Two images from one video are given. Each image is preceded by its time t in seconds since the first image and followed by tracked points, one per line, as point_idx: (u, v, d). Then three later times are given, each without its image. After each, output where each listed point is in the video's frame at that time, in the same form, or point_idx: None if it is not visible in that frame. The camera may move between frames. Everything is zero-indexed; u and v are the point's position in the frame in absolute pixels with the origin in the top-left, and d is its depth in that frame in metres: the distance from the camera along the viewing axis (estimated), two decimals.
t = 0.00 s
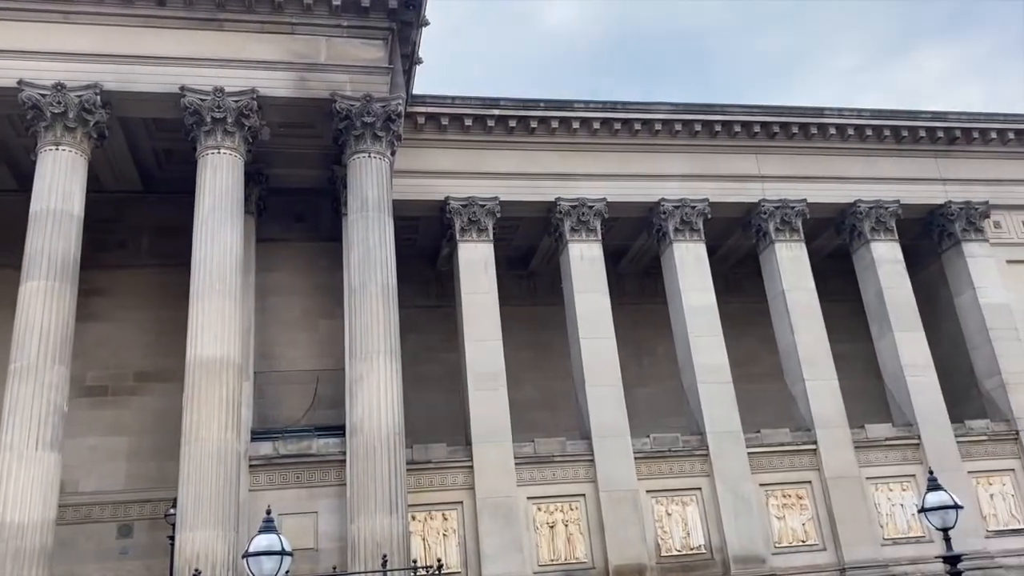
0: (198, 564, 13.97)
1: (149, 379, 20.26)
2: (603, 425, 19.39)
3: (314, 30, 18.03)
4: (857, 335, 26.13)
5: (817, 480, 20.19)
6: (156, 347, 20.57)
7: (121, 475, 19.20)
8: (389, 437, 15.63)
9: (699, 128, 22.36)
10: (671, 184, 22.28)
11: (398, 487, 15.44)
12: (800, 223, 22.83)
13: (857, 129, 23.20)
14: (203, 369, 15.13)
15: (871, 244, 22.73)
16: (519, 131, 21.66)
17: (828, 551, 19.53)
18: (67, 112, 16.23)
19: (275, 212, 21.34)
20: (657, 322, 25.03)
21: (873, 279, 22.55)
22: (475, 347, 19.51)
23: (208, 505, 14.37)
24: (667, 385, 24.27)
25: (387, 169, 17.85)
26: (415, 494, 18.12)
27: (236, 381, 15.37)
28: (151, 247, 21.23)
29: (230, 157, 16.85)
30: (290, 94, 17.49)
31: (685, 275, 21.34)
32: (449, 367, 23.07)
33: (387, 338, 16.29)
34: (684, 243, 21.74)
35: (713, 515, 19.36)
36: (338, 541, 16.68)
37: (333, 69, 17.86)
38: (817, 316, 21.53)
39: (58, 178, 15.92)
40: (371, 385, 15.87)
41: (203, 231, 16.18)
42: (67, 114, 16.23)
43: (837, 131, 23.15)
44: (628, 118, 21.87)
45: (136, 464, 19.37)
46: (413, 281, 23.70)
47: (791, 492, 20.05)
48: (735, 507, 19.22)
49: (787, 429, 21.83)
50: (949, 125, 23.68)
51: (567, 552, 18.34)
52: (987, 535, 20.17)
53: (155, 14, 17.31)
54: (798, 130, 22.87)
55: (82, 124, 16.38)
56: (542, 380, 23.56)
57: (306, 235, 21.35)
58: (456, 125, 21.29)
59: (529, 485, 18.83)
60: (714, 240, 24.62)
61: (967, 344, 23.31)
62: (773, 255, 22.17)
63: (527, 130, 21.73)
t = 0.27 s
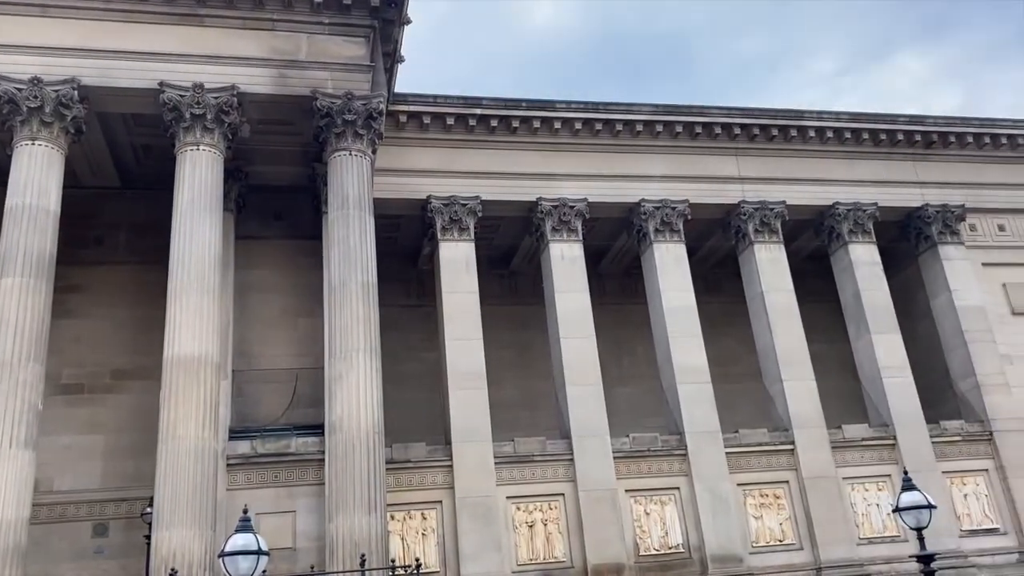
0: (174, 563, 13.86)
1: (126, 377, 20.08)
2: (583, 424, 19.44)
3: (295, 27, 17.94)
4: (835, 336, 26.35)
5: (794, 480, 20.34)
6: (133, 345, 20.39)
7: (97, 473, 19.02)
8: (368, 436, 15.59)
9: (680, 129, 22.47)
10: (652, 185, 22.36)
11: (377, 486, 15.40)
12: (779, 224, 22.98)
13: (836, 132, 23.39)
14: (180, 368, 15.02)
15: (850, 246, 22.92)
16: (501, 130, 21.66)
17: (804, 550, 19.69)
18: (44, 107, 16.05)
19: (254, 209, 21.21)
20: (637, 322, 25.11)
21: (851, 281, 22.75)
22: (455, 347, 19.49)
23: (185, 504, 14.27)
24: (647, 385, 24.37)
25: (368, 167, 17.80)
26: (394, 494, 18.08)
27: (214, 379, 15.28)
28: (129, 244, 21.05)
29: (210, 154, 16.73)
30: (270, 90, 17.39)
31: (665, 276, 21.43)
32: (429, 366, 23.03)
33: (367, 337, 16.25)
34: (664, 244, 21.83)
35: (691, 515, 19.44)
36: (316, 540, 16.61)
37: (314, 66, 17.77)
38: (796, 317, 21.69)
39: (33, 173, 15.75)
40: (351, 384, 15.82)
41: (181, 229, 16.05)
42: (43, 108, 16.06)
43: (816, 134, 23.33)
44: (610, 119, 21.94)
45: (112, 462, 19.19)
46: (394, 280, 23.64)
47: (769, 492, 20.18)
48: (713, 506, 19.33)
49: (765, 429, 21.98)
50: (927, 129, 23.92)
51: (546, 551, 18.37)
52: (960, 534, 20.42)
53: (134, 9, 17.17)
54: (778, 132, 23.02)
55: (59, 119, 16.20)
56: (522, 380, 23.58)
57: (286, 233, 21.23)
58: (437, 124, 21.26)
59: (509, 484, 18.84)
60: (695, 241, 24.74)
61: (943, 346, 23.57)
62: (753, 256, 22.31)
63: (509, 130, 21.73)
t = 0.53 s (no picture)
0: (150, 562, 13.76)
1: (102, 375, 19.90)
2: (563, 423, 19.48)
3: (276, 23, 17.86)
4: (814, 337, 26.56)
5: (772, 480, 20.49)
6: (110, 342, 20.21)
7: (72, 472, 18.83)
8: (348, 435, 15.55)
9: (661, 130, 22.58)
10: (633, 186, 22.44)
11: (356, 486, 15.36)
12: (759, 226, 23.12)
13: (815, 134, 23.58)
14: (158, 365, 14.91)
15: (828, 248, 23.12)
16: (483, 129, 21.67)
17: (781, 549, 19.84)
18: (20, 101, 15.87)
19: (234, 207, 21.07)
20: (618, 322, 25.19)
21: (829, 283, 22.94)
22: (436, 346, 19.47)
23: (162, 502, 14.16)
24: (626, 385, 24.45)
25: (349, 165, 17.74)
26: (373, 493, 18.03)
27: (192, 377, 15.17)
28: (107, 240, 20.86)
29: (189, 151, 16.61)
30: (251, 87, 17.28)
31: (646, 276, 21.51)
32: (410, 365, 22.98)
33: (346, 336, 16.20)
34: (645, 245, 21.90)
35: (670, 514, 19.54)
36: (294, 539, 16.54)
37: (295, 63, 17.69)
38: (775, 318, 21.84)
39: (9, 168, 15.57)
40: (330, 383, 15.77)
41: (159, 225, 15.94)
42: (20, 103, 15.88)
43: (796, 136, 23.51)
44: (592, 119, 22.01)
45: (88, 461, 19.00)
46: (374, 279, 23.58)
47: (747, 491, 20.31)
48: (691, 506, 19.44)
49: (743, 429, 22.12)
50: (905, 132, 24.17)
51: (525, 550, 18.39)
52: (935, 534, 20.65)
53: (113, 4, 17.02)
54: (758, 134, 23.17)
55: (36, 114, 16.03)
56: (503, 379, 23.60)
57: (266, 231, 21.11)
58: (419, 122, 21.23)
59: (489, 483, 18.84)
60: (675, 241, 24.86)
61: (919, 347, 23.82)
62: (732, 257, 22.44)
63: (491, 129, 21.74)
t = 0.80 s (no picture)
0: (127, 562, 13.64)
1: (79, 372, 19.71)
2: (544, 422, 19.50)
3: (258, 19, 17.77)
4: (793, 337, 26.74)
5: (751, 479, 20.61)
6: (87, 339, 20.02)
7: (48, 470, 18.63)
8: (327, 434, 15.49)
9: (643, 130, 22.66)
10: (615, 186, 22.50)
11: (335, 484, 15.31)
12: (740, 226, 23.25)
13: (796, 136, 23.74)
14: (135, 363, 14.78)
15: (808, 249, 23.28)
16: (465, 128, 21.65)
17: (760, 548, 19.96)
18: None
19: (214, 203, 20.91)
20: (599, 321, 25.24)
21: (808, 284, 23.10)
22: (417, 344, 19.43)
23: (139, 501, 14.04)
24: (607, 384, 24.51)
25: (330, 163, 17.65)
26: (353, 492, 17.97)
27: (170, 375, 15.06)
28: (84, 236, 20.66)
29: (168, 147, 16.47)
30: (232, 83, 17.17)
31: (627, 276, 21.57)
32: (391, 364, 22.92)
33: (327, 334, 16.13)
34: (626, 245, 21.96)
35: (649, 513, 19.61)
36: (272, 538, 16.46)
37: (277, 59, 17.60)
38: (755, 318, 21.97)
39: None
40: (310, 381, 15.70)
41: (137, 222, 15.79)
42: None
43: (776, 138, 23.67)
44: (574, 119, 22.05)
45: (63, 459, 18.80)
46: (356, 276, 23.50)
47: (726, 490, 20.42)
48: (670, 504, 19.52)
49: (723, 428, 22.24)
50: (884, 134, 24.39)
51: (505, 549, 18.39)
52: (911, 532, 20.85)
53: None
54: (739, 135, 23.30)
55: (13, 108, 15.86)
56: (484, 378, 23.59)
57: (246, 228, 20.97)
58: (402, 120, 21.18)
59: (469, 482, 18.83)
60: (657, 242, 24.94)
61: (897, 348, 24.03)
62: (713, 258, 22.55)
63: (474, 128, 21.73)
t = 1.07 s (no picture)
0: (107, 560, 13.54)
1: (60, 370, 19.53)
2: (528, 421, 19.50)
3: (242, 15, 17.66)
4: (776, 337, 26.87)
5: (734, 478, 20.70)
6: (68, 337, 19.85)
7: (27, 469, 18.46)
8: (310, 433, 15.42)
9: (628, 130, 22.70)
10: (600, 185, 22.52)
11: (318, 483, 15.24)
12: (724, 227, 23.33)
13: (780, 136, 23.85)
14: (116, 361, 14.67)
15: (791, 250, 23.41)
16: (450, 126, 21.62)
17: (742, 547, 20.06)
18: None
19: (197, 200, 20.77)
20: (583, 320, 25.27)
21: (791, 284, 23.22)
22: (401, 343, 19.38)
23: (119, 499, 13.94)
24: (591, 383, 24.55)
25: (314, 160, 17.57)
26: (336, 491, 17.91)
27: (152, 373, 14.95)
28: (65, 233, 20.47)
29: (151, 143, 16.34)
30: (215, 79, 17.05)
31: (611, 275, 21.60)
32: (375, 362, 22.85)
33: (309, 333, 16.06)
34: (611, 244, 21.99)
35: (633, 512, 19.66)
36: (254, 537, 16.38)
37: (261, 56, 17.49)
38: (738, 318, 22.05)
39: None
40: (293, 379, 15.63)
41: (118, 218, 15.67)
42: None
43: (761, 138, 23.77)
44: (560, 118, 22.07)
45: (43, 457, 18.63)
46: (340, 274, 23.41)
47: (709, 489, 20.51)
48: (653, 503, 19.57)
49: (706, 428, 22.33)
50: (867, 136, 24.53)
51: (488, 548, 18.39)
52: (891, 531, 21.01)
53: None
54: (723, 135, 23.39)
55: None
56: (468, 377, 23.57)
57: (229, 225, 20.85)
58: (387, 118, 21.12)
59: (453, 481, 18.81)
60: (641, 241, 25.01)
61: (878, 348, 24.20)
62: (697, 257, 22.62)
63: (459, 126, 21.70)
